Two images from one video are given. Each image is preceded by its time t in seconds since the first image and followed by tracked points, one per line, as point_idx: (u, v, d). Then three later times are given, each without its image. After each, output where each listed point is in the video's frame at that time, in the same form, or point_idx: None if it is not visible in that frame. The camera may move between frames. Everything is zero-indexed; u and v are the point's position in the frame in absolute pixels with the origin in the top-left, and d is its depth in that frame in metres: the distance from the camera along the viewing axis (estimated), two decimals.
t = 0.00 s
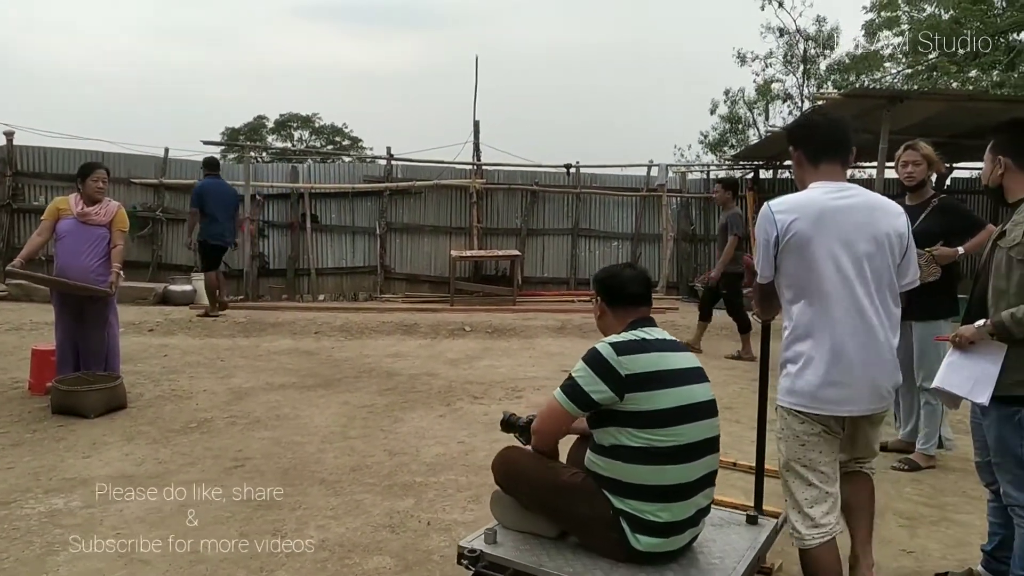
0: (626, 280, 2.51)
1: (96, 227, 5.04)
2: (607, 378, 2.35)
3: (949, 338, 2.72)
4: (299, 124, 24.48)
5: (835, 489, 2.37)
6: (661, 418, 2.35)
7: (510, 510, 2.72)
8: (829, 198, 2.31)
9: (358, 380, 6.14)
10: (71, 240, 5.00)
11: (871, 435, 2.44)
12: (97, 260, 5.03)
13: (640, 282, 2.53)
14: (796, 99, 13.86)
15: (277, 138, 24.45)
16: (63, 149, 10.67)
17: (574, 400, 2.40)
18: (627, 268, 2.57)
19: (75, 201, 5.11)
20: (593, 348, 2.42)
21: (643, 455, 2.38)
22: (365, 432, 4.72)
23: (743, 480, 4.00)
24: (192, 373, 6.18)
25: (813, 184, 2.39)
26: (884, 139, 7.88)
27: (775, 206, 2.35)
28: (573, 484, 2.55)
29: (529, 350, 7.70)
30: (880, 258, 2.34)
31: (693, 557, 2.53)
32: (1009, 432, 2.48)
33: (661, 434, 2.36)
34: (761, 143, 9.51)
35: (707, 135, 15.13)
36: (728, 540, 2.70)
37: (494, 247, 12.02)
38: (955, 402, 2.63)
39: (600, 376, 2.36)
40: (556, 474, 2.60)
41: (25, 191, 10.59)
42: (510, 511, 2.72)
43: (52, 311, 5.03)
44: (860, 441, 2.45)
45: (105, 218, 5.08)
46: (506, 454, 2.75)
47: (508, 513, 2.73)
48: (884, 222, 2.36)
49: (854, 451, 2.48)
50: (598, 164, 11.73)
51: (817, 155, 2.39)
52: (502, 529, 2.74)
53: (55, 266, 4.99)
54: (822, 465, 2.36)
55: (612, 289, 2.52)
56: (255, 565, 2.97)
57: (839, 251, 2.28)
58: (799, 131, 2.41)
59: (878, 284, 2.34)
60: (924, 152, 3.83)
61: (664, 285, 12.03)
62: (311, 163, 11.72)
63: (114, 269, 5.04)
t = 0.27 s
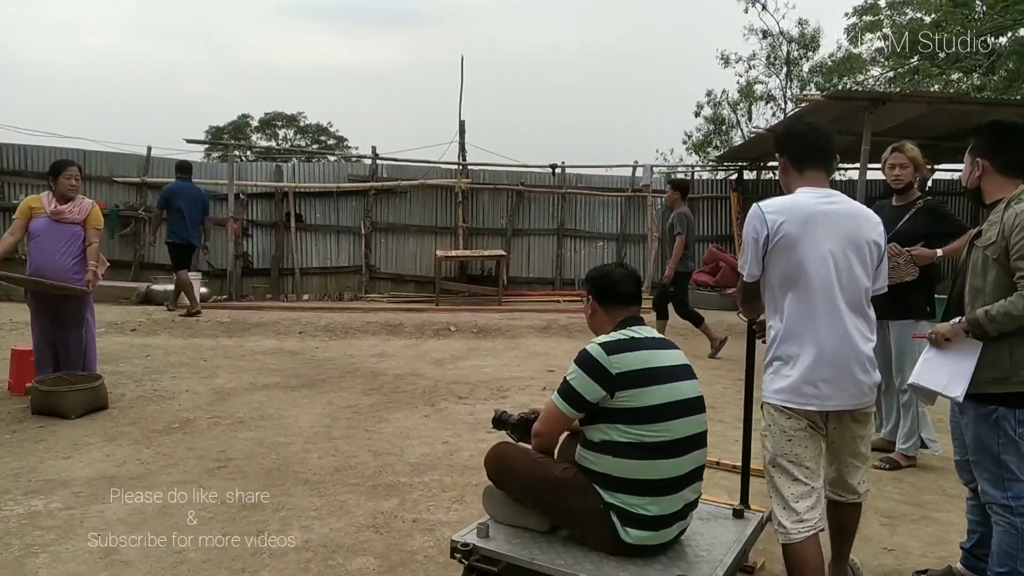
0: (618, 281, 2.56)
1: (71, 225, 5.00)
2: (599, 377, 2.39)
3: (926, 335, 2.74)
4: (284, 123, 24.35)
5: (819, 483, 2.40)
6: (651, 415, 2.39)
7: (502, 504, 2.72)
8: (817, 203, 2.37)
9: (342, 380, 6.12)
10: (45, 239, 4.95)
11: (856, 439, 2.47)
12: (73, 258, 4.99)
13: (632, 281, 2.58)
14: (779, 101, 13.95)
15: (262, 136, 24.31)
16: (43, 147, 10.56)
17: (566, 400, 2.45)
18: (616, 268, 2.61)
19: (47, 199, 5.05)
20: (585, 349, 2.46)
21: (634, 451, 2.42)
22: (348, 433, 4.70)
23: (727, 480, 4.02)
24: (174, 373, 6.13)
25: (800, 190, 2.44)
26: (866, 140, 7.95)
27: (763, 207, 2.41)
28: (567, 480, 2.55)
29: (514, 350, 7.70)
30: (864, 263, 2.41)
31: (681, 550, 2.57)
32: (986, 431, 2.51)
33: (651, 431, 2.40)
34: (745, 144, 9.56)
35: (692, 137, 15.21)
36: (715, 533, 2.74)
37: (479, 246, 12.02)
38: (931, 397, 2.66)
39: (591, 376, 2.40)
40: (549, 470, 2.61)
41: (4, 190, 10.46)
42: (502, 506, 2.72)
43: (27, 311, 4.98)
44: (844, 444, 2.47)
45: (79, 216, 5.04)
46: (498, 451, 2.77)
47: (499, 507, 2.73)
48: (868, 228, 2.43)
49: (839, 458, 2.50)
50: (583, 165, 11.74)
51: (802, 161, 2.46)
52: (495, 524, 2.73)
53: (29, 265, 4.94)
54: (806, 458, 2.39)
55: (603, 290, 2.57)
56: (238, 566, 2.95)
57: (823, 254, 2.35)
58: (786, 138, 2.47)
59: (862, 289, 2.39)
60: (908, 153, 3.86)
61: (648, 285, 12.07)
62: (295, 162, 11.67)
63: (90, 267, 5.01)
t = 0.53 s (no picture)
0: (605, 280, 2.59)
1: (43, 226, 4.94)
2: (588, 375, 2.43)
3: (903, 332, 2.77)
4: (267, 124, 24.21)
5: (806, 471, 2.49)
6: (639, 412, 2.44)
7: (492, 501, 2.77)
8: (814, 204, 2.53)
9: (325, 382, 6.09)
10: (18, 241, 4.89)
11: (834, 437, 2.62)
12: (47, 259, 4.94)
13: (619, 280, 2.61)
14: (761, 102, 14.04)
15: (244, 137, 24.16)
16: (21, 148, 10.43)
17: (554, 397, 2.48)
18: (603, 267, 2.64)
19: (17, 200, 4.98)
20: (574, 347, 2.49)
21: (622, 446, 2.46)
22: (331, 435, 4.68)
23: (710, 479, 4.04)
24: (154, 376, 6.08)
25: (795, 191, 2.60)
26: (846, 142, 8.03)
27: (766, 200, 2.54)
28: (558, 476, 2.60)
29: (498, 351, 7.70)
30: (848, 265, 2.59)
31: (668, 543, 2.62)
32: (962, 428, 2.54)
33: (639, 427, 2.44)
34: (727, 145, 9.63)
35: (674, 138, 15.28)
36: (700, 526, 2.79)
37: (463, 247, 12.01)
38: (907, 394, 2.68)
39: (580, 374, 2.44)
40: (540, 467, 2.66)
41: None
42: (493, 501, 2.76)
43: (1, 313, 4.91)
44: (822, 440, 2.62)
45: (51, 217, 4.99)
46: (489, 447, 2.81)
47: (489, 502, 2.77)
48: (851, 233, 2.62)
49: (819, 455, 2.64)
50: (567, 166, 11.77)
51: (796, 168, 2.63)
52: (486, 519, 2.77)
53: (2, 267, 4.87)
54: (793, 447, 2.49)
55: (590, 290, 2.60)
56: (218, 570, 2.93)
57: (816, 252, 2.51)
58: (784, 144, 2.63)
59: (848, 288, 2.57)
60: (890, 155, 3.92)
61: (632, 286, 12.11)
62: (277, 163, 11.60)
63: (64, 268, 4.96)
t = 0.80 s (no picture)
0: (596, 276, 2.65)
1: (17, 226, 4.88)
2: (578, 369, 2.49)
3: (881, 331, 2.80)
4: (248, 123, 24.04)
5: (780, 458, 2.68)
6: (627, 406, 2.51)
7: (482, 497, 2.86)
8: (807, 199, 2.74)
9: (307, 383, 6.06)
10: None
11: (817, 427, 2.73)
12: (22, 259, 4.88)
13: (609, 277, 2.68)
14: (742, 103, 14.12)
15: (225, 137, 23.97)
16: None
17: (543, 389, 2.53)
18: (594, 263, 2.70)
19: None
20: (563, 342, 2.56)
21: (609, 440, 2.55)
22: (313, 436, 4.65)
23: (692, 477, 4.06)
24: (134, 378, 6.02)
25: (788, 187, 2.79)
26: (826, 142, 8.10)
27: (767, 191, 2.71)
28: (546, 471, 2.68)
29: (481, 351, 7.70)
30: (833, 260, 2.79)
31: (654, 536, 2.71)
32: (938, 425, 2.57)
33: (625, 421, 2.52)
34: (709, 145, 9.69)
35: (656, 138, 15.33)
36: (685, 519, 2.87)
37: (446, 247, 11.99)
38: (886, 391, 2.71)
39: (570, 368, 2.50)
40: (529, 461, 2.74)
41: None
42: (484, 497, 2.85)
43: None
44: (805, 429, 2.72)
45: (25, 216, 4.93)
46: (477, 444, 2.87)
47: (479, 498, 2.86)
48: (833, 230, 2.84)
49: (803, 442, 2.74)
50: (550, 166, 11.77)
51: (784, 168, 2.80)
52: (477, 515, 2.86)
53: None
54: (772, 437, 2.67)
55: (580, 285, 2.65)
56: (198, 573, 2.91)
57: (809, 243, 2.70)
58: (775, 144, 2.80)
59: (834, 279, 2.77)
60: (866, 156, 3.94)
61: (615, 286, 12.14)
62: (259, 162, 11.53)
63: (41, 267, 4.91)
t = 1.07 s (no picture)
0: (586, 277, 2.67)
1: None
2: (569, 367, 2.51)
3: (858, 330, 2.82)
4: (229, 123, 23.87)
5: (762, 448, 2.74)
6: (616, 403, 2.55)
7: (471, 493, 2.88)
8: (789, 198, 2.75)
9: (289, 385, 6.02)
10: None
11: (799, 422, 2.72)
12: None
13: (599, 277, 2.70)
14: (723, 103, 14.20)
15: (206, 136, 23.78)
16: None
17: (534, 387, 2.54)
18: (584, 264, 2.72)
19: None
20: (554, 341, 2.58)
21: (598, 437, 2.57)
22: (295, 438, 4.63)
23: (674, 476, 4.07)
24: (113, 380, 5.95)
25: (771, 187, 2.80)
26: (806, 143, 8.16)
27: (750, 192, 2.72)
28: (534, 467, 2.70)
29: (464, 351, 7.69)
30: (815, 258, 2.80)
31: (640, 530, 2.75)
32: (916, 422, 2.60)
33: (615, 418, 2.55)
34: (691, 146, 9.74)
35: (638, 139, 15.37)
36: (670, 514, 2.90)
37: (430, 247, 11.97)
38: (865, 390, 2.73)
39: (561, 366, 2.52)
40: (517, 457, 2.74)
41: None
42: (473, 493, 2.87)
43: None
44: (787, 423, 2.73)
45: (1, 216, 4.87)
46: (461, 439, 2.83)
47: (469, 494, 2.88)
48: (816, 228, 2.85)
49: (787, 436, 2.73)
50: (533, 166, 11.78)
51: (770, 168, 2.79)
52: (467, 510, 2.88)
53: None
54: (752, 432, 2.73)
55: (570, 285, 2.68)
56: None
57: (791, 243, 2.71)
58: (759, 142, 2.80)
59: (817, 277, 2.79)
60: (841, 159, 3.98)
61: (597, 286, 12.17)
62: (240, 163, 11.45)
63: (18, 267, 4.85)
